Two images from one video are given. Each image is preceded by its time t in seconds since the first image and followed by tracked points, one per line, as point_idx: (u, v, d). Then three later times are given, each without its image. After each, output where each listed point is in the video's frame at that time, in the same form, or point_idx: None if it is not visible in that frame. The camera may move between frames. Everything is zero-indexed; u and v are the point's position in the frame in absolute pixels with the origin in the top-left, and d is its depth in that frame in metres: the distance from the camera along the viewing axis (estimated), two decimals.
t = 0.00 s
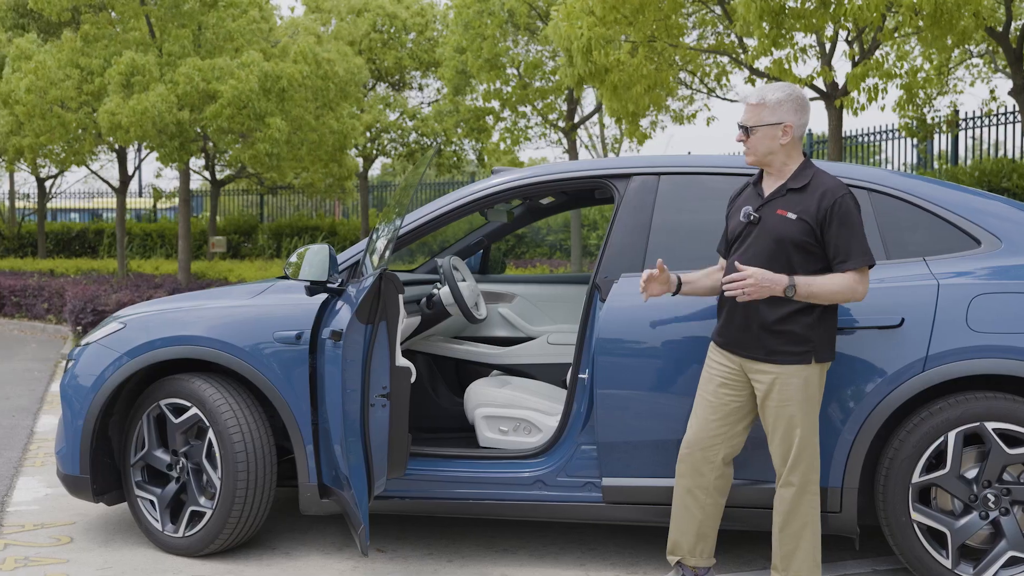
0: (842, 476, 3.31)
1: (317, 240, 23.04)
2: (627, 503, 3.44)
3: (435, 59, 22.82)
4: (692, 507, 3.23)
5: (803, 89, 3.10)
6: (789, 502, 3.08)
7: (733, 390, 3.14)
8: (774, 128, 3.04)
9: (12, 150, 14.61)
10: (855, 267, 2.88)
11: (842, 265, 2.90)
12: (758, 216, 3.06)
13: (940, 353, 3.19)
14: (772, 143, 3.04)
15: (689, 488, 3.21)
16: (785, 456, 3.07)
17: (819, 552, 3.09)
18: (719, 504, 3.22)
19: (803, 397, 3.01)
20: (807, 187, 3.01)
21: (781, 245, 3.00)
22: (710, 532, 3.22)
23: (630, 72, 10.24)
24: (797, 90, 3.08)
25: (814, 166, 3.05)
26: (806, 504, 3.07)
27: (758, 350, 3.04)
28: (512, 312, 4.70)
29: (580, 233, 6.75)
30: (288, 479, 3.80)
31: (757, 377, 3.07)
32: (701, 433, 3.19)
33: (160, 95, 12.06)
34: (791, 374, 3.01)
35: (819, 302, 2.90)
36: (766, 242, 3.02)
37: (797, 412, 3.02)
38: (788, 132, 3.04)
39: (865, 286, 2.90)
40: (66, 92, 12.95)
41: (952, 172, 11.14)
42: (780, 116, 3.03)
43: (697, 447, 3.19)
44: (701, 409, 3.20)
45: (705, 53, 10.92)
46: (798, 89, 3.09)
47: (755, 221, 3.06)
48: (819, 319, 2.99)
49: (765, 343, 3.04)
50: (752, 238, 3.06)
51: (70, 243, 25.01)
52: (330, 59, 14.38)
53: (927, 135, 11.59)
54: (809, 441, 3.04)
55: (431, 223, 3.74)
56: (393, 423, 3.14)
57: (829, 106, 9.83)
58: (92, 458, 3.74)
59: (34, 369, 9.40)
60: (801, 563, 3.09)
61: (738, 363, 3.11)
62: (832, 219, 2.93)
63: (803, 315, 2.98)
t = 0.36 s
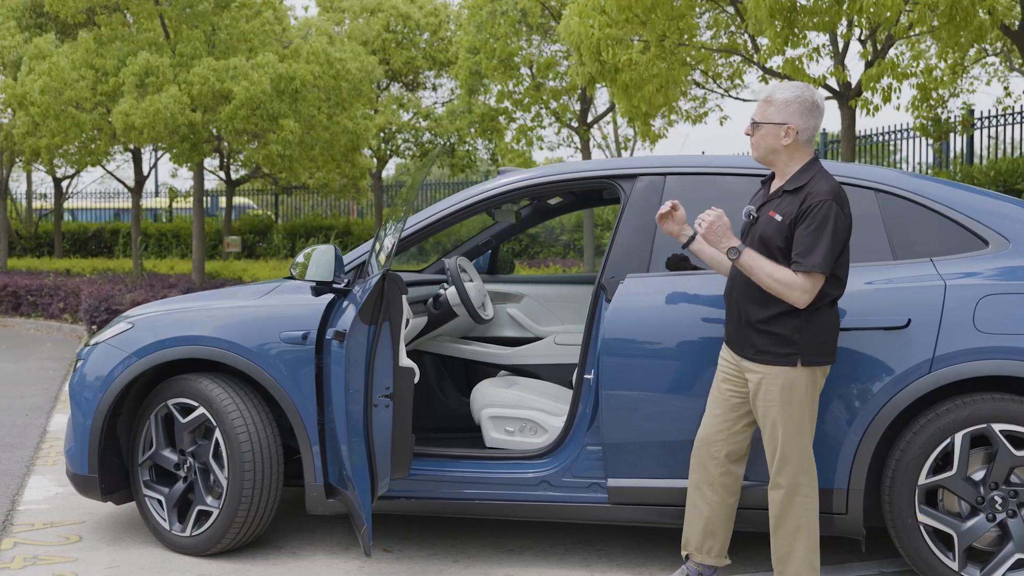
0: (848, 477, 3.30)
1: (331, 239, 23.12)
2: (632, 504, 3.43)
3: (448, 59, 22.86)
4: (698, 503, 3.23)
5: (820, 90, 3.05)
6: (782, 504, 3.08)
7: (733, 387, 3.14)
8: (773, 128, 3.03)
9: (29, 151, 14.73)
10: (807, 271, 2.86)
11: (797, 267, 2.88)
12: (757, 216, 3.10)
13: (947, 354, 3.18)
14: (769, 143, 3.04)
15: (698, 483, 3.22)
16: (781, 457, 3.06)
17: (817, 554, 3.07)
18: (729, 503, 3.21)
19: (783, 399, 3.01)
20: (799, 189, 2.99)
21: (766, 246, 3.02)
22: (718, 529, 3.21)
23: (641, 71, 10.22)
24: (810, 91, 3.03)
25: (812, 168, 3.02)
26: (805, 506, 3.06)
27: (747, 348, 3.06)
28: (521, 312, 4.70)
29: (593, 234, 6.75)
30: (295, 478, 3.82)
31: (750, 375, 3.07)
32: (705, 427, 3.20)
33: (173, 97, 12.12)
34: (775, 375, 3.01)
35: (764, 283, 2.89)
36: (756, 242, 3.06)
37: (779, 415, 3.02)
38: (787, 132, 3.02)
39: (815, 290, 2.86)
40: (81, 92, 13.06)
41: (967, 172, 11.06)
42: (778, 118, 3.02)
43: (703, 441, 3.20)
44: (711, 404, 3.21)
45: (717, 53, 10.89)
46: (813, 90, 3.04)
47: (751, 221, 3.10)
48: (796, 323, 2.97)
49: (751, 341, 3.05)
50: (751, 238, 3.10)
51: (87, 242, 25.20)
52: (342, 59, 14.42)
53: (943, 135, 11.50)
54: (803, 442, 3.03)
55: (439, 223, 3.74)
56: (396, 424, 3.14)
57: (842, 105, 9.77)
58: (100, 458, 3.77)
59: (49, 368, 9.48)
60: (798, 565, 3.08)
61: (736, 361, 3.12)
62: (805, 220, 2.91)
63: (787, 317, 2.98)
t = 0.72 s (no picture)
0: (851, 478, 3.28)
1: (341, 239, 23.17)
2: (634, 505, 3.42)
3: (457, 59, 22.88)
4: (697, 504, 3.22)
5: (820, 89, 3.03)
6: (781, 505, 3.07)
7: (733, 386, 3.13)
8: (776, 128, 3.01)
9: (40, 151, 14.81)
10: (814, 274, 2.84)
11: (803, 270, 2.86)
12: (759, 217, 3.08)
13: (953, 354, 3.15)
14: (773, 142, 3.02)
15: (696, 483, 3.21)
16: (781, 458, 3.04)
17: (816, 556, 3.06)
18: (726, 503, 3.20)
19: (784, 399, 2.99)
20: (802, 189, 2.97)
21: (769, 246, 3.00)
22: (715, 530, 3.20)
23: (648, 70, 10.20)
24: (811, 90, 3.02)
25: (815, 167, 3.00)
26: (804, 507, 3.05)
27: (746, 348, 3.05)
28: (526, 312, 4.68)
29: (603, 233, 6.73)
30: (298, 478, 3.82)
31: (749, 375, 3.06)
32: (704, 427, 3.19)
33: (180, 97, 12.17)
34: (775, 375, 2.99)
35: (771, 294, 2.89)
36: (758, 243, 3.04)
37: (779, 415, 3.00)
38: (790, 133, 3.00)
39: (821, 293, 2.85)
40: (90, 93, 13.14)
41: (978, 172, 10.99)
42: (782, 117, 3.00)
43: (701, 441, 3.18)
44: (709, 404, 3.20)
45: (725, 52, 10.86)
46: (814, 89, 3.02)
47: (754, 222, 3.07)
48: (801, 325, 2.96)
49: (752, 342, 3.03)
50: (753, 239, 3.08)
51: (98, 242, 25.33)
52: (350, 59, 14.44)
53: (954, 135, 11.42)
54: (804, 442, 3.02)
55: (444, 222, 3.73)
56: (396, 424, 3.14)
57: (851, 104, 9.72)
58: (103, 457, 3.79)
59: (58, 368, 9.52)
60: (800, 566, 3.06)
61: (736, 360, 3.10)
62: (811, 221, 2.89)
63: (787, 318, 2.96)
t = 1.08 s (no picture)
0: (850, 477, 3.24)
1: (345, 236, 23.16)
2: (631, 503, 3.39)
3: (461, 56, 22.88)
4: (691, 504, 3.19)
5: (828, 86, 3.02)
6: (781, 504, 3.04)
7: (730, 384, 3.09)
8: (784, 120, 2.98)
9: (42, 148, 14.80)
10: (814, 261, 2.80)
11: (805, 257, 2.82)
12: (761, 211, 3.05)
13: (953, 350, 3.12)
14: (782, 133, 2.99)
15: (688, 484, 3.18)
16: (782, 455, 3.01)
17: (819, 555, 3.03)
18: (720, 502, 3.17)
19: (788, 396, 2.95)
20: (805, 180, 2.94)
21: (771, 239, 2.97)
22: (710, 529, 3.18)
23: (652, 67, 10.15)
24: (819, 85, 3.00)
25: (819, 161, 2.97)
26: (803, 505, 3.02)
27: (748, 344, 3.01)
28: (525, 309, 4.65)
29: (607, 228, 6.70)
30: (293, 475, 3.79)
31: (750, 373, 3.02)
32: (702, 426, 3.15)
33: (182, 94, 12.17)
34: (779, 371, 2.96)
35: (768, 280, 2.84)
36: (760, 236, 3.00)
37: (782, 412, 2.97)
38: (797, 125, 2.98)
39: (822, 281, 2.80)
40: (94, 90, 13.14)
41: (983, 169, 10.93)
42: (791, 108, 2.97)
43: (696, 439, 3.15)
44: (704, 401, 3.17)
45: (728, 49, 10.82)
46: (822, 84, 3.01)
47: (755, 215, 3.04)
48: (801, 318, 2.92)
49: (756, 337, 2.99)
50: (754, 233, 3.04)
51: (102, 240, 25.36)
52: (351, 57, 14.42)
53: (960, 132, 11.35)
54: (805, 439, 2.99)
55: (445, 214, 3.69)
56: (390, 421, 3.11)
57: (855, 100, 9.68)
58: (98, 454, 3.77)
59: (61, 365, 9.51)
60: (800, 566, 3.03)
61: (734, 356, 3.06)
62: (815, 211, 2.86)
63: (789, 312, 2.93)
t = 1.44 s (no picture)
0: (847, 477, 3.20)
1: (344, 235, 23.12)
2: (625, 504, 3.34)
3: (460, 55, 22.87)
4: (690, 506, 3.14)
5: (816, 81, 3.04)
6: (785, 504, 2.99)
7: (729, 383, 3.05)
8: (784, 114, 2.95)
9: (40, 148, 14.76)
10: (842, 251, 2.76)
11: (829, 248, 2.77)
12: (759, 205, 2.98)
13: (951, 349, 3.07)
14: (784, 127, 2.95)
15: (688, 486, 3.13)
16: (789, 455, 2.96)
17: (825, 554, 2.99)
18: (719, 505, 3.13)
19: (796, 394, 2.92)
20: (807, 174, 2.92)
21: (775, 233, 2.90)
22: (710, 533, 3.13)
23: (651, 64, 10.09)
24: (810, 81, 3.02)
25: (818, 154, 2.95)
26: (807, 504, 2.97)
27: (752, 341, 2.96)
28: (519, 307, 4.60)
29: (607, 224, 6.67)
30: (284, 476, 3.75)
31: (756, 374, 2.98)
32: (700, 426, 3.11)
33: (180, 93, 12.13)
34: (785, 368, 2.92)
35: (808, 264, 2.72)
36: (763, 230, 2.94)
37: (790, 411, 2.93)
38: (794, 118, 2.96)
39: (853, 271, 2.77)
40: (92, 89, 13.09)
41: (983, 167, 10.88)
42: (791, 100, 2.94)
43: (693, 440, 3.11)
44: (698, 401, 3.12)
45: (727, 47, 10.78)
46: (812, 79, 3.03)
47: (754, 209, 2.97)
48: (814, 313, 2.89)
49: (763, 334, 2.94)
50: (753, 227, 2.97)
51: (101, 239, 25.33)
52: (349, 55, 14.37)
53: (960, 129, 11.29)
54: (810, 436, 2.95)
55: (441, 210, 3.64)
56: (379, 420, 3.07)
57: (854, 98, 9.64)
58: (86, 453, 3.73)
59: (58, 365, 9.45)
60: (801, 567, 2.99)
61: (734, 355, 3.02)
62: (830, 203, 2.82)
63: (797, 308, 2.89)
